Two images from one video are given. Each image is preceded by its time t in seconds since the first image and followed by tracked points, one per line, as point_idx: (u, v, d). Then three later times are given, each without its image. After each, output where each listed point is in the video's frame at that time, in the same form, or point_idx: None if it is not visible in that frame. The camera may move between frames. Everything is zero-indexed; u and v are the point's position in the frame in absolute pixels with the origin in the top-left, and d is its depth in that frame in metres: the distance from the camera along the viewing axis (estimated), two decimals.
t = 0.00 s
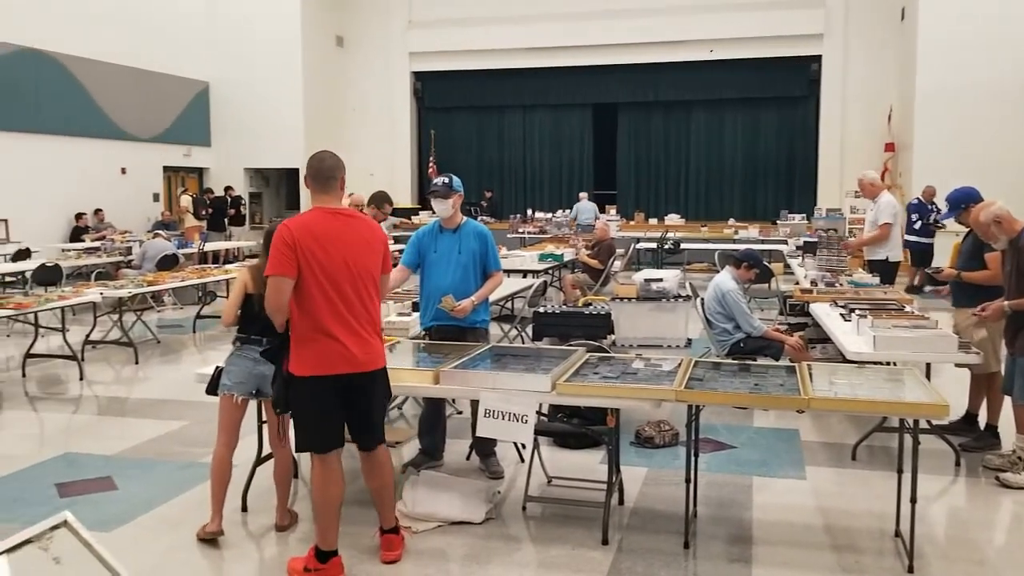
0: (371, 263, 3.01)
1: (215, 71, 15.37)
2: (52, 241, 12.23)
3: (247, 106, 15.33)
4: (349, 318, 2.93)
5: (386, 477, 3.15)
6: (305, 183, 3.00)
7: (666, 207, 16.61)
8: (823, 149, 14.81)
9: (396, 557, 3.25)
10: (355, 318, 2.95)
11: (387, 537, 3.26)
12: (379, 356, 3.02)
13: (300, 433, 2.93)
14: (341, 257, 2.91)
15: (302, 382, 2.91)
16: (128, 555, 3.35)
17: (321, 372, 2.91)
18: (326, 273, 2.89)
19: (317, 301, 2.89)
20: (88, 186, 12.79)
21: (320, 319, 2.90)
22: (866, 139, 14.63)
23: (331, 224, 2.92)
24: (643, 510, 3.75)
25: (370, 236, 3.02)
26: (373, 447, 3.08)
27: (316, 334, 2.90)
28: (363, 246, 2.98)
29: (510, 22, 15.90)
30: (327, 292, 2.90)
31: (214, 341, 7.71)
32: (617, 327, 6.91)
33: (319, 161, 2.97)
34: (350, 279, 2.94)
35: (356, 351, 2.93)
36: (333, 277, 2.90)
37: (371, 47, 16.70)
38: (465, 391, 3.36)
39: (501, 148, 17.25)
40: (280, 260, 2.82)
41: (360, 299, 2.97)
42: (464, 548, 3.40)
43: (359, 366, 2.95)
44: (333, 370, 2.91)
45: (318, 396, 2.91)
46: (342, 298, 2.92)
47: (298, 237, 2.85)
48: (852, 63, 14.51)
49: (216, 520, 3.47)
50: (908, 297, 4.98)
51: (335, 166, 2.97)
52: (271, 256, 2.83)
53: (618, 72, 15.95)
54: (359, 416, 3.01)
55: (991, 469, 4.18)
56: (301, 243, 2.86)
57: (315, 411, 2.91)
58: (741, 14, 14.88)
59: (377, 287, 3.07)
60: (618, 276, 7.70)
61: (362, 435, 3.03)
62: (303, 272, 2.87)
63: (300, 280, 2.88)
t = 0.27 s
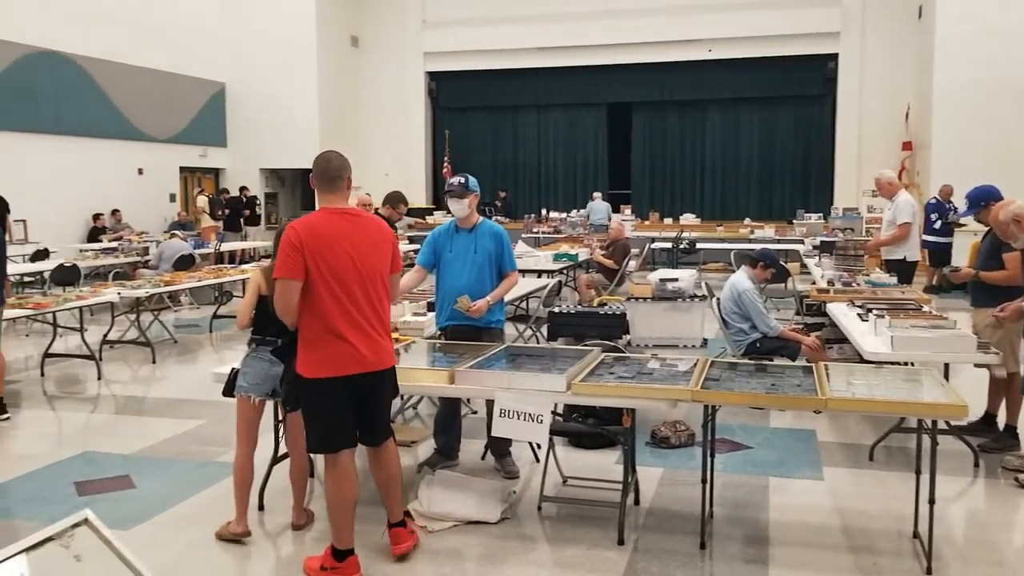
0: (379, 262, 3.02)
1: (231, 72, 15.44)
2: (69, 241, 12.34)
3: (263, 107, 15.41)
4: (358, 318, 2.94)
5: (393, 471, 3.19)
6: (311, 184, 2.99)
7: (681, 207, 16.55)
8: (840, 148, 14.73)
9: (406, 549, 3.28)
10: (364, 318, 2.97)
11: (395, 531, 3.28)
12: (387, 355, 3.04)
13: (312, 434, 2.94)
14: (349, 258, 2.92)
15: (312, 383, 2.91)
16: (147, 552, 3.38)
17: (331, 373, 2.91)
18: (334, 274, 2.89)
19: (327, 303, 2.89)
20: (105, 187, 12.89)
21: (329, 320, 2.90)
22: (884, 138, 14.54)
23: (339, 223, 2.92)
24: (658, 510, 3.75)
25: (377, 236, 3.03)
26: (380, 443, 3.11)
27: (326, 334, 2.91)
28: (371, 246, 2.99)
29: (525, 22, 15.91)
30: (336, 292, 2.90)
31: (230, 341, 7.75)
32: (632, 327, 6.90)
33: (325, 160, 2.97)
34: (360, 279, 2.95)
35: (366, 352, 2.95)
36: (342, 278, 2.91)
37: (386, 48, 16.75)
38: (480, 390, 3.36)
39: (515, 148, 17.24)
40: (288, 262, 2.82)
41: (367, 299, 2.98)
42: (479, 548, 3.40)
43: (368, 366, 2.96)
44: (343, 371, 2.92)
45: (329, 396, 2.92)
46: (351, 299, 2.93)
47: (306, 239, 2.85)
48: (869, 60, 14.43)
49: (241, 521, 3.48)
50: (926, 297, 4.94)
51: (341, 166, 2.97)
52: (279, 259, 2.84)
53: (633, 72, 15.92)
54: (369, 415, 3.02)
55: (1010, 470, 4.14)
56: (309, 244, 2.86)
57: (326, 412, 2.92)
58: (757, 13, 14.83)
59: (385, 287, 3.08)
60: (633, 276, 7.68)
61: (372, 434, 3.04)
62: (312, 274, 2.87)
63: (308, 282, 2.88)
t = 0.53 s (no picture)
0: (389, 262, 3.02)
1: (246, 74, 15.52)
2: (87, 241, 12.43)
3: (278, 108, 15.48)
4: (369, 318, 2.95)
5: (396, 470, 3.20)
6: (319, 186, 3.01)
7: (696, 207, 16.50)
8: (856, 147, 14.65)
9: (404, 549, 3.29)
10: (376, 318, 2.98)
11: (394, 530, 3.28)
12: (399, 354, 3.04)
13: (326, 434, 2.94)
14: (359, 259, 2.92)
15: (325, 384, 2.93)
16: (165, 551, 3.41)
17: (343, 374, 2.92)
18: (345, 275, 2.90)
19: (338, 304, 2.90)
20: (122, 188, 12.99)
21: (341, 322, 2.91)
22: (901, 137, 14.45)
23: (348, 224, 2.93)
24: (675, 511, 3.74)
25: (387, 236, 3.04)
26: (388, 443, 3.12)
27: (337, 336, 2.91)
28: (381, 246, 2.99)
29: (540, 22, 15.94)
30: (347, 293, 2.91)
31: (245, 341, 7.79)
32: (647, 328, 6.88)
33: (332, 162, 2.98)
34: (370, 279, 2.95)
35: (377, 351, 2.96)
36: (352, 278, 2.91)
37: (400, 49, 16.80)
38: (496, 391, 3.36)
39: (529, 149, 17.23)
40: (299, 264, 2.84)
41: (378, 299, 2.98)
42: (495, 548, 3.40)
43: (380, 365, 2.97)
44: (355, 371, 2.93)
45: (342, 397, 2.93)
46: (363, 299, 2.94)
47: (315, 240, 2.86)
48: (886, 59, 14.35)
49: (264, 523, 3.49)
50: (944, 298, 4.91)
51: (348, 167, 2.98)
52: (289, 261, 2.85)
53: (647, 71, 15.89)
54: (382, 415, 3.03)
55: None
56: (319, 246, 2.87)
57: (339, 413, 2.93)
58: (772, 12, 14.78)
59: (396, 286, 3.08)
60: (649, 276, 7.67)
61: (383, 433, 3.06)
62: (323, 275, 2.88)
63: (319, 284, 2.90)
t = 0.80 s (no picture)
0: (404, 263, 3.03)
1: (263, 75, 15.60)
2: (106, 242, 12.54)
3: (295, 110, 15.55)
4: (384, 318, 2.96)
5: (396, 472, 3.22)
6: (334, 188, 3.02)
7: (712, 208, 16.45)
8: (874, 147, 14.57)
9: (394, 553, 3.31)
10: (391, 319, 2.98)
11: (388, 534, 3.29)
12: (414, 354, 3.05)
13: (342, 434, 2.95)
14: (374, 259, 2.93)
15: (341, 385, 2.93)
16: (183, 550, 3.43)
17: (359, 374, 2.92)
18: (360, 276, 2.91)
19: (353, 305, 2.91)
20: (141, 189, 13.09)
21: (357, 322, 2.92)
22: (920, 137, 14.36)
23: (363, 225, 2.93)
24: (691, 513, 3.72)
25: (403, 237, 3.04)
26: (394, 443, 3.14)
27: (353, 336, 2.92)
28: (396, 247, 3.00)
29: (556, 23, 15.95)
30: (363, 295, 2.92)
31: (263, 341, 7.83)
32: (664, 329, 6.84)
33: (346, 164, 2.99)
34: (385, 280, 2.96)
35: (393, 352, 2.96)
36: (368, 279, 2.92)
37: (416, 50, 16.85)
38: (511, 392, 3.36)
39: (545, 149, 17.23)
40: (315, 266, 2.85)
41: (393, 299, 2.99)
42: (511, 549, 3.40)
43: (395, 366, 2.97)
44: (369, 372, 2.93)
45: (358, 397, 2.93)
46: (378, 300, 2.94)
47: (332, 242, 2.87)
48: (905, 58, 14.26)
49: (282, 524, 3.50)
50: (964, 299, 4.87)
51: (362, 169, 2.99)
52: (306, 263, 2.87)
53: (663, 71, 15.85)
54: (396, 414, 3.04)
55: None
56: (335, 247, 2.88)
57: (355, 413, 2.93)
58: (788, 11, 14.73)
59: (411, 287, 3.09)
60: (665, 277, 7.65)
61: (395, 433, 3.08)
62: (338, 276, 2.89)
63: (335, 285, 2.91)
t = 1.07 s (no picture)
0: (424, 264, 3.04)
1: (282, 77, 15.68)
2: (127, 244, 12.66)
3: (313, 111, 15.63)
4: (404, 319, 2.97)
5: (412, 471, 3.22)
6: (354, 190, 3.03)
7: (731, 209, 16.37)
8: (895, 147, 14.48)
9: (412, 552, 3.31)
10: (410, 318, 2.99)
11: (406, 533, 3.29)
12: (431, 355, 3.06)
13: (360, 434, 2.95)
14: (395, 260, 2.94)
15: (360, 385, 2.94)
16: (204, 549, 3.45)
17: (379, 374, 2.93)
18: (381, 276, 2.92)
19: (373, 305, 2.92)
20: (161, 191, 13.20)
21: (377, 322, 2.93)
22: (941, 136, 14.25)
23: (384, 226, 2.95)
24: (711, 515, 3.71)
25: (423, 238, 3.05)
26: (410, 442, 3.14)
27: (373, 336, 2.93)
28: (417, 248, 3.01)
29: (574, 23, 15.95)
30: (384, 295, 2.93)
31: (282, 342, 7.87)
32: (682, 330, 6.85)
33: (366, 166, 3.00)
34: (405, 280, 2.97)
35: (412, 352, 2.97)
36: (389, 279, 2.93)
37: (434, 51, 16.88)
38: (530, 392, 3.36)
39: (563, 150, 17.22)
40: (337, 266, 2.87)
41: (413, 300, 3.00)
42: (529, 550, 3.40)
43: (413, 366, 2.98)
44: (389, 371, 2.94)
45: (377, 397, 2.94)
46: (398, 301, 2.96)
47: (354, 242, 2.89)
48: (925, 56, 14.15)
49: (301, 525, 3.51)
50: (986, 299, 4.82)
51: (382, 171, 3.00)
52: (328, 263, 2.88)
53: (681, 71, 15.80)
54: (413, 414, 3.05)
55: None
56: (357, 247, 2.89)
57: (374, 412, 2.94)
58: (807, 10, 14.65)
59: (429, 288, 3.10)
60: (683, 278, 7.63)
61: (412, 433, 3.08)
62: (360, 276, 2.90)
63: (356, 285, 2.92)
